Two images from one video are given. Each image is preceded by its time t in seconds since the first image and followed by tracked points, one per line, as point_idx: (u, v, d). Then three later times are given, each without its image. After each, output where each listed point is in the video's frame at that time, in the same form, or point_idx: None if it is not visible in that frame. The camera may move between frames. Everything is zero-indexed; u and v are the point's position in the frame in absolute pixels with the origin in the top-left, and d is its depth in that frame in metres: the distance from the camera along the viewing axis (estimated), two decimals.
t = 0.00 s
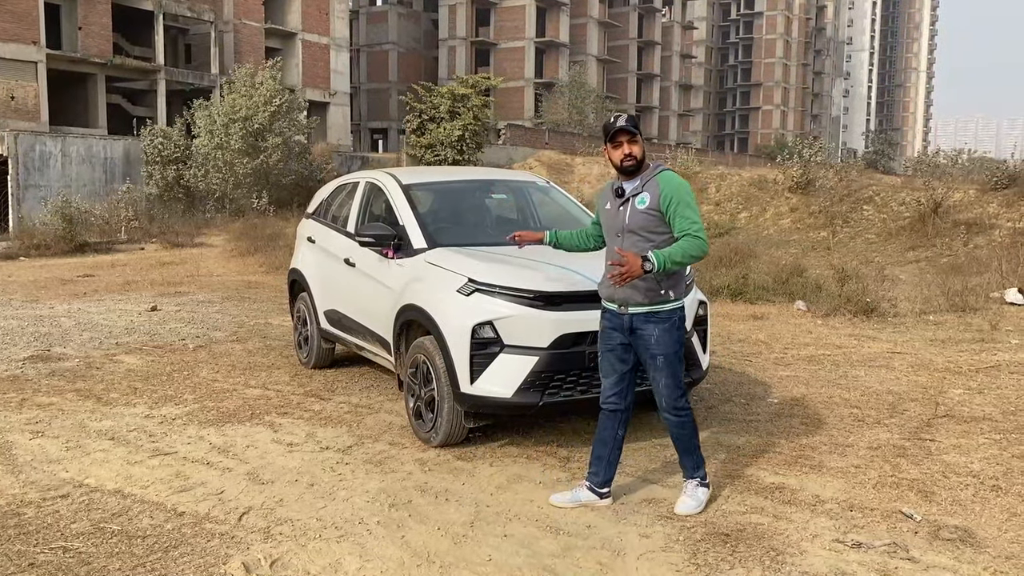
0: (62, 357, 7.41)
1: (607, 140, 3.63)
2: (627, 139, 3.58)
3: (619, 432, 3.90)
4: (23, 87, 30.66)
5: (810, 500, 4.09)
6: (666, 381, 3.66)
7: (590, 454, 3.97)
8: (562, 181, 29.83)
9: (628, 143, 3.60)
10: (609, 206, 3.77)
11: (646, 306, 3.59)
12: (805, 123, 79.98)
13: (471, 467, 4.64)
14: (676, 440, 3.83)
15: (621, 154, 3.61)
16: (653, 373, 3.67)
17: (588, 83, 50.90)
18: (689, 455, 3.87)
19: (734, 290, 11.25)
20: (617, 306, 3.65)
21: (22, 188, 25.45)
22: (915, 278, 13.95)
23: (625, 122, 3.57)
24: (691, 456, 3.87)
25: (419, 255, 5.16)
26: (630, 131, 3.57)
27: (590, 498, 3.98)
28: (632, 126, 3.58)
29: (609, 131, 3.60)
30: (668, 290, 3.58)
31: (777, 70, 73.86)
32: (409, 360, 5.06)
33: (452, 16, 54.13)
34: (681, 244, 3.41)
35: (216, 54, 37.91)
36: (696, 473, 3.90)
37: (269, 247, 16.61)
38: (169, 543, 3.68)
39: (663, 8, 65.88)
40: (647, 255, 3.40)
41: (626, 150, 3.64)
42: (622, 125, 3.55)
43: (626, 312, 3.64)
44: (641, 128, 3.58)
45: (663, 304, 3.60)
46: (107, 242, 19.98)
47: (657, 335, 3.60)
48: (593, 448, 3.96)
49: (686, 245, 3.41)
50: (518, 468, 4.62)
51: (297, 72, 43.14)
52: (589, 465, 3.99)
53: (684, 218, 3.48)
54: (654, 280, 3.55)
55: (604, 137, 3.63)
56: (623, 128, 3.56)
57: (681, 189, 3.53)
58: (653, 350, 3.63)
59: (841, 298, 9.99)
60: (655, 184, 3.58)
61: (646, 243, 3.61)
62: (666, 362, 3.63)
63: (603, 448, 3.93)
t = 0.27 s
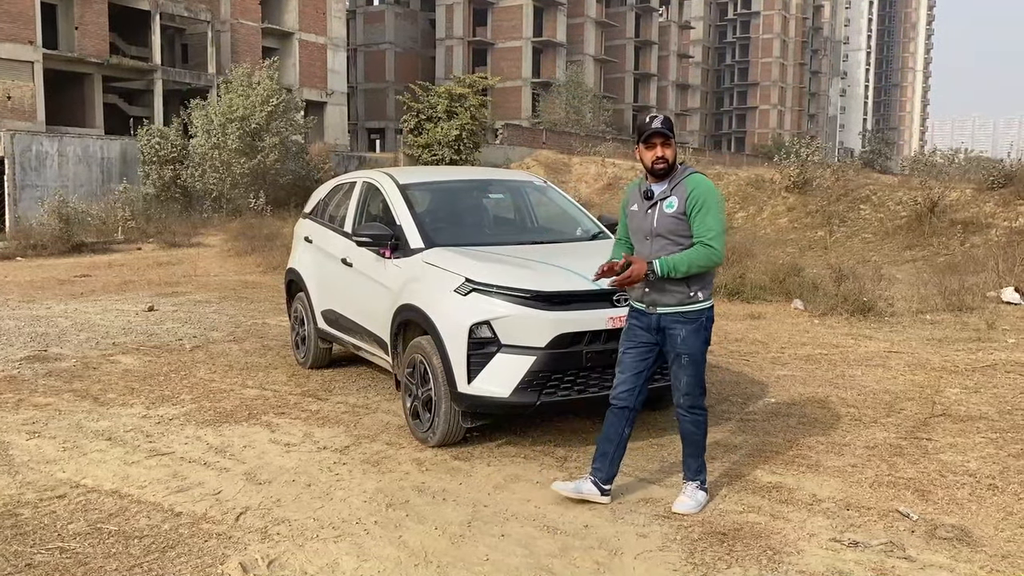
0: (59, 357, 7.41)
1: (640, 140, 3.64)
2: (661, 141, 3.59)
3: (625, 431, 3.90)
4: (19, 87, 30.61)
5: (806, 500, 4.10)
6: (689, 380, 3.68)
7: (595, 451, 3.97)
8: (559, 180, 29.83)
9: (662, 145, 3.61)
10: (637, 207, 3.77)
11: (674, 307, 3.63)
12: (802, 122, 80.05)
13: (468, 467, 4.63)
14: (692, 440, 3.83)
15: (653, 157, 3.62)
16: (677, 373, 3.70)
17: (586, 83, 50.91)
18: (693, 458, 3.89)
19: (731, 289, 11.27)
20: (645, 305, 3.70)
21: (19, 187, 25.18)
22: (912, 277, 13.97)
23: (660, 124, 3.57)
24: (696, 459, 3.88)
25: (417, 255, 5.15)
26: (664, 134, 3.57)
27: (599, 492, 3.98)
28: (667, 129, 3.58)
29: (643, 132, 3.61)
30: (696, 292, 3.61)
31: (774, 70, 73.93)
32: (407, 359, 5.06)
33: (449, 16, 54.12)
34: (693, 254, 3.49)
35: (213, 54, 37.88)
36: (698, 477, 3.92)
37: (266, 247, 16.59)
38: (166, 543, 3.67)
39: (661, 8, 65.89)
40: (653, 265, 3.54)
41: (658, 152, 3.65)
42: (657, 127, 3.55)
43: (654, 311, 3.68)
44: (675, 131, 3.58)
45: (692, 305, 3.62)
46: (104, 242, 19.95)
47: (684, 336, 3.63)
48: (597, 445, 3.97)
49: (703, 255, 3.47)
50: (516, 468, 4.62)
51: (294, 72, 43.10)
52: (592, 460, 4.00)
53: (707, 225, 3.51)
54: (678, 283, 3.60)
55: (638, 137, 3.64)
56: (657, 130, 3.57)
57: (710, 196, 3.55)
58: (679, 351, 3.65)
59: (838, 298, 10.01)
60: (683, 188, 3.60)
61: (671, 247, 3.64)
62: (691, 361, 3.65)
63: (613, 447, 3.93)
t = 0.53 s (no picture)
0: (58, 357, 7.42)
1: (656, 139, 3.63)
2: (677, 141, 3.58)
3: (642, 426, 3.92)
4: (17, 87, 30.58)
5: (804, 499, 4.11)
6: (694, 378, 3.69)
7: (619, 450, 4.00)
8: (557, 180, 29.85)
9: (677, 145, 3.60)
10: (651, 205, 3.79)
11: (685, 304, 3.64)
12: (800, 122, 80.15)
13: (467, 467, 4.64)
14: (695, 438, 3.84)
15: (668, 155, 3.61)
16: (682, 370, 3.71)
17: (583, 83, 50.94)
18: (693, 458, 3.90)
19: (729, 289, 11.30)
20: (656, 302, 3.73)
21: (16, 188, 25.38)
22: (909, 276, 14.01)
23: (677, 124, 3.57)
24: (696, 458, 3.90)
25: (414, 255, 5.16)
26: (681, 134, 3.56)
27: (609, 498, 3.98)
28: (684, 129, 3.57)
29: (659, 131, 3.60)
30: (708, 291, 3.61)
31: (771, 70, 74.03)
32: (405, 359, 5.06)
33: (447, 16, 54.15)
34: (710, 257, 3.49)
35: (210, 54, 37.87)
36: (696, 476, 3.92)
37: (264, 247, 16.59)
38: (165, 543, 3.68)
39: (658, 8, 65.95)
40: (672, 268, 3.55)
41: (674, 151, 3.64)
42: (674, 127, 3.54)
43: (665, 309, 3.70)
44: (692, 131, 3.57)
45: (702, 304, 3.63)
46: (102, 242, 19.93)
47: (692, 334, 3.64)
48: (620, 443, 3.98)
49: (715, 255, 3.49)
50: (514, 467, 4.62)
51: (291, 72, 43.08)
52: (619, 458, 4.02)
53: (720, 226, 3.52)
54: (692, 284, 3.61)
55: (654, 136, 3.63)
56: (674, 130, 3.56)
57: (725, 197, 3.55)
58: (686, 348, 3.67)
59: (836, 297, 10.04)
60: (699, 189, 3.61)
61: (685, 247, 3.66)
62: (698, 359, 3.66)
63: (628, 443, 3.95)
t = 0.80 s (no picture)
0: (56, 357, 7.41)
1: (659, 138, 3.63)
2: (678, 141, 3.58)
3: (656, 427, 3.94)
4: (15, 87, 30.53)
5: (803, 498, 4.12)
6: (694, 378, 3.69)
7: (629, 451, 4.02)
8: (556, 180, 29.84)
9: (679, 144, 3.60)
10: (653, 203, 3.79)
11: (683, 305, 3.64)
12: (798, 122, 80.18)
13: (466, 466, 4.64)
14: (693, 437, 3.84)
15: (670, 155, 3.62)
16: (682, 369, 3.71)
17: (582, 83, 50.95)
18: (692, 457, 3.90)
19: (728, 289, 11.32)
20: (655, 302, 3.74)
21: (15, 188, 25.24)
22: (907, 276, 14.03)
23: (679, 123, 3.57)
24: (695, 458, 3.90)
25: (413, 255, 5.16)
26: (683, 133, 3.56)
27: (614, 499, 3.99)
28: (684, 128, 3.58)
29: (661, 129, 3.61)
30: (706, 291, 3.61)
31: (770, 69, 74.09)
32: (403, 359, 5.07)
33: (445, 16, 54.18)
34: (709, 257, 3.50)
35: (208, 54, 37.82)
36: (695, 475, 3.92)
37: (262, 247, 16.59)
38: (165, 544, 3.68)
39: (656, 8, 65.98)
40: (672, 267, 3.55)
41: (676, 150, 3.65)
42: (676, 126, 3.55)
43: (663, 308, 3.71)
44: (693, 129, 3.57)
45: (702, 304, 3.62)
46: (100, 242, 19.91)
47: (690, 334, 3.64)
48: (631, 444, 4.00)
49: (715, 256, 3.49)
50: (514, 467, 4.63)
51: (290, 72, 43.05)
52: (629, 459, 4.04)
53: (721, 227, 3.52)
54: (691, 284, 3.61)
55: (656, 135, 3.64)
56: (676, 129, 3.57)
57: (727, 198, 3.54)
58: (683, 348, 3.67)
59: (834, 296, 10.05)
60: (700, 187, 3.61)
61: (686, 246, 3.66)
62: (695, 358, 3.66)
63: (634, 443, 3.97)
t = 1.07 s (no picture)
0: (54, 357, 7.40)
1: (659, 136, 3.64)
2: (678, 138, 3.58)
3: (654, 428, 3.93)
4: (13, 87, 30.51)
5: (802, 498, 4.11)
6: (691, 377, 3.69)
7: (629, 451, 4.02)
8: (555, 179, 29.84)
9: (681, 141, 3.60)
10: (654, 201, 3.80)
11: (681, 303, 3.64)
12: (797, 121, 80.19)
13: (465, 466, 4.64)
14: (691, 437, 3.84)
15: (670, 153, 3.62)
16: (679, 369, 3.71)
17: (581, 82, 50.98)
18: (691, 457, 3.90)
19: (728, 288, 11.32)
20: (652, 301, 3.74)
21: (13, 187, 25.22)
22: (906, 275, 14.03)
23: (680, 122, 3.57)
24: (693, 457, 3.90)
25: (412, 254, 5.16)
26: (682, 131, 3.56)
27: (613, 499, 3.99)
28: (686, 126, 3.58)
29: (662, 128, 3.61)
30: (703, 291, 3.60)
31: (769, 69, 74.08)
32: (402, 359, 5.07)
33: (444, 15, 54.17)
34: (706, 256, 3.49)
35: (207, 53, 37.80)
36: (693, 475, 3.92)
37: (262, 247, 16.58)
38: (164, 544, 3.67)
39: (655, 7, 65.98)
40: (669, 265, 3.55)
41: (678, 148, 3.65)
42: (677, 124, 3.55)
43: (660, 307, 3.71)
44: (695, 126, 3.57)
45: (699, 303, 3.62)
46: (99, 242, 19.91)
47: (687, 334, 3.64)
48: (630, 443, 4.00)
49: (713, 255, 3.49)
50: (513, 467, 4.62)
51: (289, 71, 43.03)
52: (627, 460, 4.04)
53: (719, 225, 3.52)
54: (689, 282, 3.60)
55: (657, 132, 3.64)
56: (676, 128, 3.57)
57: (727, 197, 3.53)
58: (681, 347, 3.67)
59: (834, 296, 10.05)
60: (701, 186, 3.61)
61: (685, 245, 3.66)
62: (692, 358, 3.66)
63: (635, 443, 3.97)
